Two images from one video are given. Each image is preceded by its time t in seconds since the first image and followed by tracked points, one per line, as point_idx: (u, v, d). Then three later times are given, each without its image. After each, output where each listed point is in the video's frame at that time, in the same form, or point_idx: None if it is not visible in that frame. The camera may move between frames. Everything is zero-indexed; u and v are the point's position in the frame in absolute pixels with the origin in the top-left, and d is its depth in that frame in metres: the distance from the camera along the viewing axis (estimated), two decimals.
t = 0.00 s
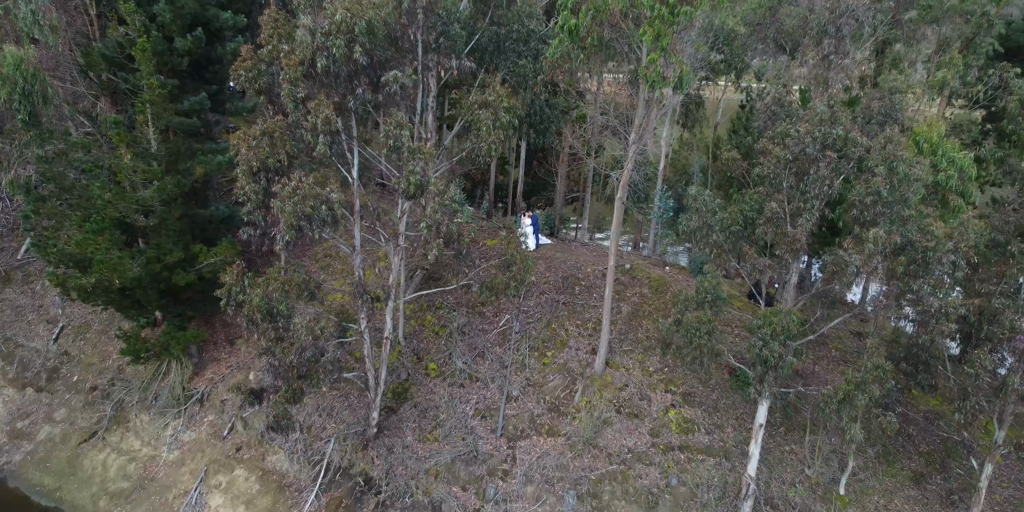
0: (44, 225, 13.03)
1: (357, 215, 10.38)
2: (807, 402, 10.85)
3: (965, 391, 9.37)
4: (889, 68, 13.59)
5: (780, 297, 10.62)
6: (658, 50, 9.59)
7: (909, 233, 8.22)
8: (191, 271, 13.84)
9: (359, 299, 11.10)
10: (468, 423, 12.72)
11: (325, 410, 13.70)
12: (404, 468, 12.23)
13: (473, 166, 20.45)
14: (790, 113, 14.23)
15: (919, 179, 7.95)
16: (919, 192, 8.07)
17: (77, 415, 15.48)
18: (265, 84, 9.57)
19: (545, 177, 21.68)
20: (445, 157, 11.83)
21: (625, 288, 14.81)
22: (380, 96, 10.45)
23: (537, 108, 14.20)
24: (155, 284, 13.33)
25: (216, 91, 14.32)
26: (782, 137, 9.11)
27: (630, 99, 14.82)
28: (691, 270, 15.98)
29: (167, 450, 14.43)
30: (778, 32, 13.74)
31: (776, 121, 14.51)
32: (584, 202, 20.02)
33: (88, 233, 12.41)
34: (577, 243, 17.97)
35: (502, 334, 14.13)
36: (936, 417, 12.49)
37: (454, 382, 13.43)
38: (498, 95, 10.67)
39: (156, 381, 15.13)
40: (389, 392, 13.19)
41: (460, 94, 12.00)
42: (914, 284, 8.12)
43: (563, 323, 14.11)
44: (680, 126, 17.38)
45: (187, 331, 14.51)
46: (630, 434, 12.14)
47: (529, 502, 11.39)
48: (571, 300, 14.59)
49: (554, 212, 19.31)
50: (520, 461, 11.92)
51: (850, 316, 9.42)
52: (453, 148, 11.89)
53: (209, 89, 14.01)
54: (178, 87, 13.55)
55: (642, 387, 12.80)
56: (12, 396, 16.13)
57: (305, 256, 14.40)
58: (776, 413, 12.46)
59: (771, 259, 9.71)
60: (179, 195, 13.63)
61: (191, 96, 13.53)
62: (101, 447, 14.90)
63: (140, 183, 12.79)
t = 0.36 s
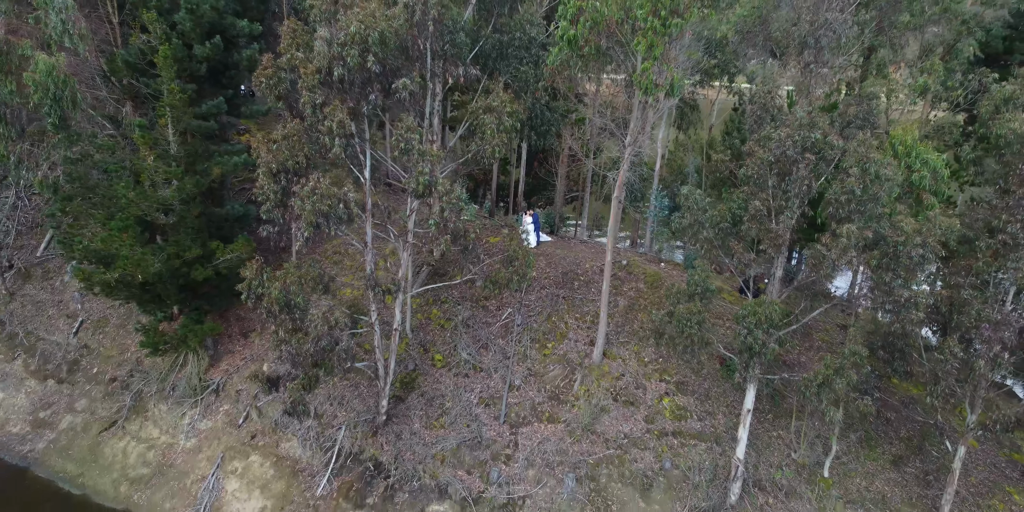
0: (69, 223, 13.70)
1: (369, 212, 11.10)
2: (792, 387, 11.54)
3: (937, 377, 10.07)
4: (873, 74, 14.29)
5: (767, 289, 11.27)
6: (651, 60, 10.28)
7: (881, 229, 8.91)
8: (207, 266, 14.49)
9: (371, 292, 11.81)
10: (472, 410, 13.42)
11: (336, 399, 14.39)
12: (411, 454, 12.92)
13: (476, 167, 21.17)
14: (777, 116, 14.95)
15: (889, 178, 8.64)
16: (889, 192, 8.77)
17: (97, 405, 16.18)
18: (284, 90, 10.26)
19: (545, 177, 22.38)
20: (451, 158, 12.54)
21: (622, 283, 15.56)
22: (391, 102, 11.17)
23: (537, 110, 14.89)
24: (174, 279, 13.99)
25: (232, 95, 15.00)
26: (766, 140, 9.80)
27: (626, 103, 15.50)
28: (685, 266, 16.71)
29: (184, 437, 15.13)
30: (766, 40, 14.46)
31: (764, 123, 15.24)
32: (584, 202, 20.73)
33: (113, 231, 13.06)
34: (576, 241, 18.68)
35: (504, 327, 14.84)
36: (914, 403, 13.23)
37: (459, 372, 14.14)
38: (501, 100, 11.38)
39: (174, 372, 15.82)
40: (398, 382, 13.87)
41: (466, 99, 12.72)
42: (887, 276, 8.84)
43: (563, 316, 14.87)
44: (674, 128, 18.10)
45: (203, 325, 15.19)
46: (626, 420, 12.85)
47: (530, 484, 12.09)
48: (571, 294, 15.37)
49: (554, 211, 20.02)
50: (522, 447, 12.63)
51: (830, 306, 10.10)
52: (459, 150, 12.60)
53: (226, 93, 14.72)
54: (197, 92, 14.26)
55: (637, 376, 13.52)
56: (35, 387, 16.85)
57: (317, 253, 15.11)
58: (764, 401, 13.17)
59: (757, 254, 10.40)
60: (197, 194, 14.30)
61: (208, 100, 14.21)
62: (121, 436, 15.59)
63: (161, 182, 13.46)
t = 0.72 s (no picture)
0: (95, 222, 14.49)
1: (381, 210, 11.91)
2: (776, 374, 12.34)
3: (909, 363, 10.88)
4: (855, 80, 15.10)
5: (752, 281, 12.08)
6: (643, 69, 11.09)
7: (855, 225, 9.71)
8: (225, 262, 15.26)
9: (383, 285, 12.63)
10: (477, 397, 14.22)
11: (348, 388, 15.18)
12: (420, 438, 13.70)
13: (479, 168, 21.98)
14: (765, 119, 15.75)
15: (860, 179, 9.45)
16: (861, 191, 9.58)
17: (119, 395, 16.97)
18: (303, 97, 11.07)
19: (545, 177, 23.19)
20: (457, 160, 13.37)
21: (619, 278, 16.44)
22: (402, 107, 11.98)
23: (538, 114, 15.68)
24: (195, 275, 14.77)
25: (248, 100, 15.81)
26: (749, 143, 10.61)
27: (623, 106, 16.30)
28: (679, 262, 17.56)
29: (203, 425, 15.91)
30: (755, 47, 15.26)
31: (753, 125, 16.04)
32: (583, 201, 21.57)
33: (138, 228, 13.81)
34: (575, 238, 19.53)
35: (507, 319, 15.66)
36: (892, 390, 14.06)
37: (465, 362, 14.94)
38: (504, 106, 12.19)
39: (193, 363, 16.63)
40: (406, 371, 14.64)
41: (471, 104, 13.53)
42: (859, 269, 9.65)
43: (563, 309, 15.73)
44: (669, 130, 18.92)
45: (221, 318, 15.99)
46: (623, 407, 13.67)
47: (533, 467, 12.87)
48: (570, 289, 16.26)
49: (554, 210, 20.83)
50: (524, 431, 13.42)
51: (811, 297, 10.90)
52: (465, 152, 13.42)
53: (243, 98, 15.53)
54: (216, 97, 15.08)
55: (633, 365, 14.35)
56: (59, 378, 17.65)
57: (329, 249, 15.93)
58: (753, 388, 13.99)
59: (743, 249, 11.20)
60: (216, 194, 15.10)
61: (227, 104, 15.02)
62: (143, 423, 16.38)
63: (183, 183, 14.24)
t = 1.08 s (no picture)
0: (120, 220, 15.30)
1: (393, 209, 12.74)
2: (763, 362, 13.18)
3: (883, 350, 11.71)
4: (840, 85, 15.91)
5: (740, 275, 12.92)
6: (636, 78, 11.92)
7: (832, 223, 10.53)
8: (242, 258, 16.07)
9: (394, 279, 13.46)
10: (482, 386, 15.04)
11: (359, 378, 16.00)
12: (427, 425, 14.52)
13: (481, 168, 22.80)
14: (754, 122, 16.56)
15: (836, 180, 10.27)
16: (837, 191, 10.40)
17: (139, 385, 17.77)
18: (321, 104, 11.88)
19: (545, 177, 24.00)
20: (463, 162, 14.21)
21: (616, 274, 17.32)
22: (412, 113, 12.80)
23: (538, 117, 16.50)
24: (213, 270, 15.57)
25: (263, 104, 16.63)
26: (735, 146, 11.43)
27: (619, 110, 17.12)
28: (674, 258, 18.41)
29: (220, 413, 16.72)
30: (745, 54, 16.07)
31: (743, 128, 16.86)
32: (582, 200, 22.41)
33: (161, 226, 14.57)
34: (574, 236, 20.38)
35: (510, 312, 16.52)
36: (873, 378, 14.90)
37: (470, 353, 15.78)
38: (508, 111, 13.01)
39: (210, 355, 17.45)
40: (414, 361, 15.46)
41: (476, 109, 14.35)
42: (835, 263, 10.47)
43: (562, 303, 16.59)
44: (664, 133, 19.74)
45: (237, 311, 16.81)
46: (619, 394, 14.51)
47: (534, 450, 13.71)
48: (569, 284, 17.14)
49: (555, 209, 21.66)
50: (526, 418, 14.25)
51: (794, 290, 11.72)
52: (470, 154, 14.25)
53: (258, 102, 16.35)
54: (233, 101, 15.90)
55: (629, 355, 15.21)
56: (81, 370, 18.43)
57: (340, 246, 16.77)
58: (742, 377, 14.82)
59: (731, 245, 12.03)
60: (234, 194, 15.91)
61: (244, 109, 15.84)
62: (163, 412, 17.17)
63: (203, 183, 15.04)
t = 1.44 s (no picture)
0: (144, 218, 16.19)
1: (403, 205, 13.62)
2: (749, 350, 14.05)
3: (860, 337, 12.59)
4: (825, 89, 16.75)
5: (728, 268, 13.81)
6: (630, 83, 12.84)
7: (811, 219, 11.40)
8: (258, 254, 16.95)
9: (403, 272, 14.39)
10: (486, 374, 15.93)
11: (369, 367, 16.88)
12: (434, 410, 15.40)
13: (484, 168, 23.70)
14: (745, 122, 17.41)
15: (813, 179, 11.17)
16: (814, 189, 11.31)
17: (159, 375, 18.63)
18: (337, 109, 12.79)
19: (545, 177, 24.89)
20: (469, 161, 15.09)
21: (613, 268, 18.26)
22: (421, 116, 13.69)
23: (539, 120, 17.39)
24: (232, 265, 16.46)
25: (278, 107, 17.52)
26: (722, 149, 12.32)
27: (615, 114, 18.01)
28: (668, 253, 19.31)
29: (237, 401, 17.59)
30: (734, 59, 16.97)
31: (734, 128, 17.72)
32: (581, 199, 23.30)
33: (183, 223, 15.44)
34: (573, 233, 21.29)
35: (512, 305, 17.44)
36: (854, 366, 15.87)
37: (475, 342, 16.69)
38: (511, 115, 13.91)
39: (227, 346, 18.33)
40: (422, 351, 16.35)
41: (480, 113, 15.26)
42: (812, 255, 11.36)
43: (562, 296, 17.49)
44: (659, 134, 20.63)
45: (253, 304, 17.68)
46: (616, 381, 15.40)
47: (535, 434, 14.60)
48: (569, 278, 18.05)
49: (555, 208, 22.53)
50: (528, 403, 15.14)
51: (777, 280, 12.65)
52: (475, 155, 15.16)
53: (274, 106, 17.24)
54: (250, 105, 16.80)
55: (624, 345, 16.12)
56: (102, 361, 19.30)
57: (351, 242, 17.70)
58: (731, 365, 15.73)
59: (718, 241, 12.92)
60: (251, 192, 16.80)
61: (260, 112, 16.73)
62: (182, 400, 18.03)
63: (222, 183, 15.93)
